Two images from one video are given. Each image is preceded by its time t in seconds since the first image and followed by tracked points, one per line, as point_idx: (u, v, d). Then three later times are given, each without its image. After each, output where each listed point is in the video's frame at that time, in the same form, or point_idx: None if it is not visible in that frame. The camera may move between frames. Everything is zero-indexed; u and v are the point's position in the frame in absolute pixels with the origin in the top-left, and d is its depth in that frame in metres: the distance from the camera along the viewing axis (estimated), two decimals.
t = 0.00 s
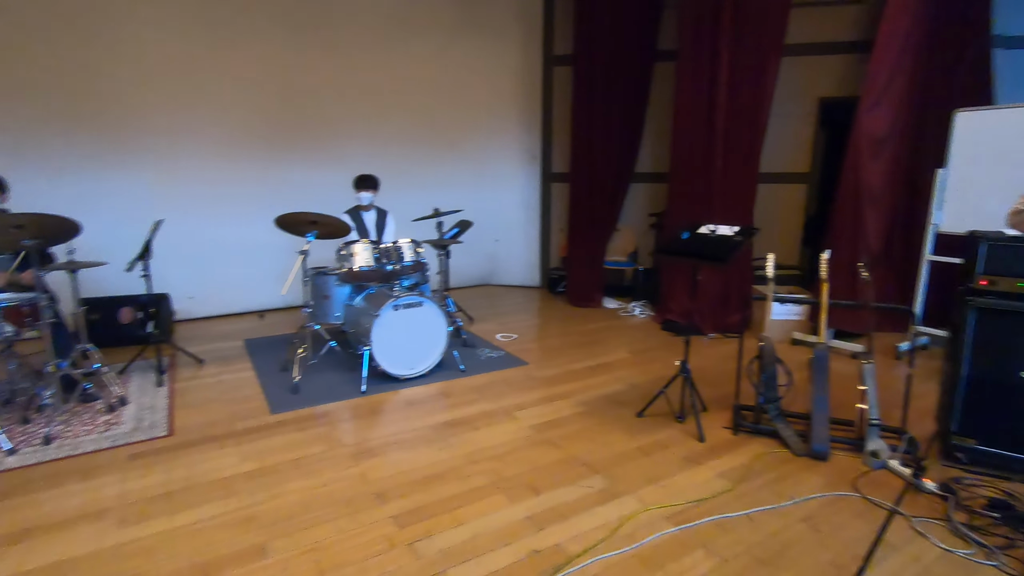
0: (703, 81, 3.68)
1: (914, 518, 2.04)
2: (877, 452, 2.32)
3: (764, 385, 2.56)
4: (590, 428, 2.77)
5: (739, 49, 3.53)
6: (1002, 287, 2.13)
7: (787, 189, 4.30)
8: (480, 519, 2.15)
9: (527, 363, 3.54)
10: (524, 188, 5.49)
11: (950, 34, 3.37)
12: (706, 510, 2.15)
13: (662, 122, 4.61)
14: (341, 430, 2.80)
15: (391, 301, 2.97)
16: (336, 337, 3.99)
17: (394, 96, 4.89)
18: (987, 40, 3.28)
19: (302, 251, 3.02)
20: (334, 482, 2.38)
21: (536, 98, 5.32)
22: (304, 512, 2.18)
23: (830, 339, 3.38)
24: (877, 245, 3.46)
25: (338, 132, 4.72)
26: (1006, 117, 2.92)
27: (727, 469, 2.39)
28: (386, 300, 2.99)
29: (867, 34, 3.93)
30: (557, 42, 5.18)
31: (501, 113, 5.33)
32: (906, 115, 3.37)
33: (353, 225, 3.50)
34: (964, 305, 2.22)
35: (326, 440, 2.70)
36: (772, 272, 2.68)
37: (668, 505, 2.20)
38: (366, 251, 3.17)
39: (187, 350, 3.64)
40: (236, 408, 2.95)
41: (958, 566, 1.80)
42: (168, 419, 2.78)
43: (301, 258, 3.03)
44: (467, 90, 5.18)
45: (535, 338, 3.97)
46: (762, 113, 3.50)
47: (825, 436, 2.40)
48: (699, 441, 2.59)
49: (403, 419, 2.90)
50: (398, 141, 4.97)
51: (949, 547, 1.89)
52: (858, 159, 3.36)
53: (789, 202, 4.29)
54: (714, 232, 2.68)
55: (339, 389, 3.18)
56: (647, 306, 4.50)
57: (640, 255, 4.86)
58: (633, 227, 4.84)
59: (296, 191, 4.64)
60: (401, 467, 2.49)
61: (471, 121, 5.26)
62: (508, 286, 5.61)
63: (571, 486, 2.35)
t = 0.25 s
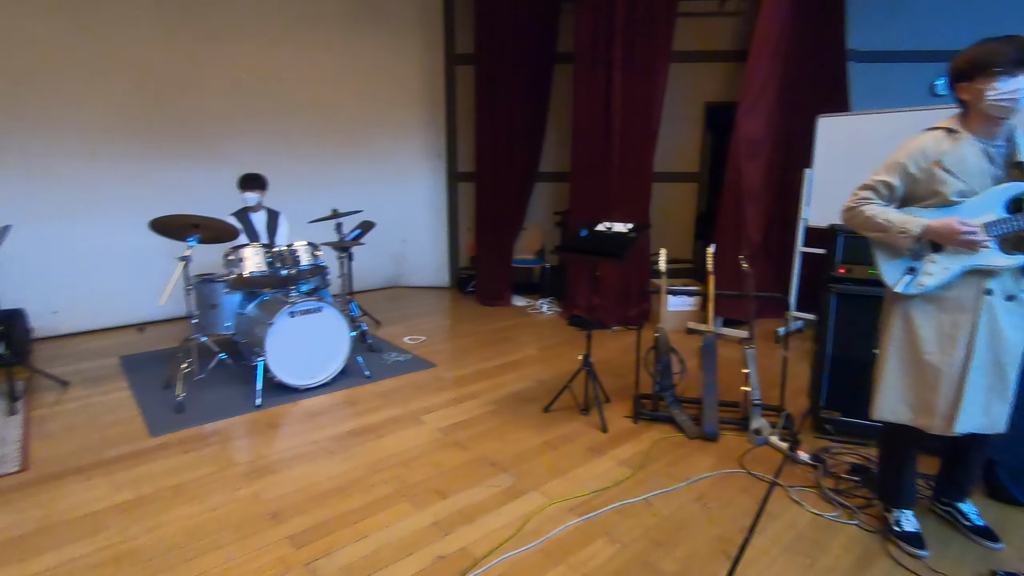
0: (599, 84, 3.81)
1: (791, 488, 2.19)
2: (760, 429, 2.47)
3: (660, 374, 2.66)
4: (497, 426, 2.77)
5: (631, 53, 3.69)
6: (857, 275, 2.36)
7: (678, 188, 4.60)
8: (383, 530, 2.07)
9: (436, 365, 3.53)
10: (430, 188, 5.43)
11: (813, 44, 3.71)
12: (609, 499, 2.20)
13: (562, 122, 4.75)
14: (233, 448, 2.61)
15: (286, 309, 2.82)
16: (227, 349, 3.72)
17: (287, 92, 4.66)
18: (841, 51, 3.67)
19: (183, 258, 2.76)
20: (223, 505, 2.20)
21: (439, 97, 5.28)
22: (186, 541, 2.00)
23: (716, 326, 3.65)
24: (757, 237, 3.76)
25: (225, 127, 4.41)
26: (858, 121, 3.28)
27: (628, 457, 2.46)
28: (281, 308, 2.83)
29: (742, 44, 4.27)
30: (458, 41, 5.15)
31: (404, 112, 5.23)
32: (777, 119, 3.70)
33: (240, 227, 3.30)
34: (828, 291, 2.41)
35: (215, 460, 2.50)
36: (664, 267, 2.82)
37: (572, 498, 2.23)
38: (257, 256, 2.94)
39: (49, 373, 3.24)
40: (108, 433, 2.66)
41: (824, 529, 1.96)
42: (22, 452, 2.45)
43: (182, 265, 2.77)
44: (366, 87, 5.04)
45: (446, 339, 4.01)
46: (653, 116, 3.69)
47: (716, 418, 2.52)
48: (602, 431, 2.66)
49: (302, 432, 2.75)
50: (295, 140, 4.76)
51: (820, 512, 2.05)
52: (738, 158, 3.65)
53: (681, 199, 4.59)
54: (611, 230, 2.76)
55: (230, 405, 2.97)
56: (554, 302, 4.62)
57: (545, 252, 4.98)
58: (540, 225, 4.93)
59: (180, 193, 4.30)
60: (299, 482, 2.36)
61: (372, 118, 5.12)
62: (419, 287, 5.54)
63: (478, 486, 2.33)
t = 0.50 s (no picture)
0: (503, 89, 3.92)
1: (688, 471, 2.21)
2: (661, 417, 2.50)
3: (567, 370, 2.68)
4: (404, 435, 2.70)
5: (533, 58, 3.81)
6: (741, 267, 2.52)
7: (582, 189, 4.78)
8: (278, 556, 1.93)
9: (344, 375, 3.41)
10: (332, 190, 5.22)
11: (698, 55, 4.04)
12: (516, 499, 2.15)
13: (468, 127, 4.92)
14: (105, 482, 2.34)
15: (168, 323, 2.58)
16: (100, 372, 3.36)
17: (170, 88, 4.34)
18: (724, 63, 4.01)
19: (37, 271, 2.47)
20: (90, 548, 1.96)
21: (341, 94, 5.07)
22: None
23: (620, 321, 3.86)
24: (656, 236, 4.01)
25: (95, 124, 4.03)
26: (740, 125, 3.52)
27: (537, 455, 2.43)
28: (162, 322, 2.59)
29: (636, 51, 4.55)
30: (358, 37, 4.97)
31: (302, 111, 5.01)
32: (672, 122, 3.93)
33: (110, 234, 3.12)
34: (716, 283, 2.53)
35: (83, 497, 2.23)
36: (568, 265, 2.86)
37: (479, 501, 2.16)
38: (130, 266, 2.67)
39: None
40: None
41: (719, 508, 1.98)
42: None
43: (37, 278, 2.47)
44: (258, 84, 4.78)
45: (360, 344, 3.93)
46: (555, 122, 3.86)
47: (620, 410, 2.55)
48: (512, 431, 2.62)
49: (189, 457, 2.53)
50: (182, 141, 4.44)
51: (714, 493, 2.07)
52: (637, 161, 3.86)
53: (588, 198, 4.77)
54: (514, 230, 2.78)
55: (104, 434, 2.67)
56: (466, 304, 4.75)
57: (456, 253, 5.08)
58: (448, 226, 5.06)
59: (45, 200, 3.87)
60: (184, 513, 2.16)
61: (269, 117, 4.88)
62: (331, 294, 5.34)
63: (383, 499, 2.23)
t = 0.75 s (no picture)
0: (424, 91, 3.93)
1: (615, 470, 2.22)
2: (588, 418, 2.52)
3: (495, 376, 2.64)
4: (326, 453, 2.54)
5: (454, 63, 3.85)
6: (659, 267, 2.58)
7: (508, 193, 4.79)
8: None
9: (260, 392, 3.19)
10: (246, 197, 4.92)
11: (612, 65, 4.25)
12: (443, 512, 2.05)
13: (391, 130, 4.81)
14: None
15: (50, 348, 2.32)
16: None
17: (54, 86, 3.96)
18: (641, 67, 4.13)
19: None
20: None
21: (251, 96, 4.79)
22: None
23: (548, 323, 3.96)
24: (581, 237, 4.10)
25: None
26: (655, 130, 3.65)
27: (465, 465, 2.35)
28: (43, 347, 2.32)
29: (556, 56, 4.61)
30: (268, 37, 4.73)
31: (209, 112, 4.69)
32: (591, 126, 4.07)
33: None
34: (636, 283, 2.60)
35: None
36: (493, 271, 2.79)
37: (403, 519, 2.04)
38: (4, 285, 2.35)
39: None
40: None
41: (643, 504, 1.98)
42: None
43: None
44: (156, 83, 4.41)
45: (279, 359, 3.69)
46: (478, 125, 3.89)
47: (548, 413, 2.52)
48: (440, 441, 2.54)
49: (76, 496, 2.25)
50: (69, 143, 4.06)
51: (639, 489, 2.08)
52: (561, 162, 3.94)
53: (513, 202, 4.80)
54: (434, 236, 2.68)
55: None
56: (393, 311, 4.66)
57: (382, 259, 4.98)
58: (372, 233, 4.91)
59: None
60: (68, 559, 1.90)
61: (171, 119, 4.53)
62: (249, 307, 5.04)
63: (302, 522, 2.07)
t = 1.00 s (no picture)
0: (369, 95, 3.84)
1: (571, 474, 2.18)
2: (544, 422, 2.47)
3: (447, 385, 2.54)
4: (270, 474, 2.38)
5: (398, 66, 3.81)
6: (609, 268, 2.56)
7: (458, 198, 4.74)
8: None
9: (199, 412, 2.99)
10: (183, 206, 4.66)
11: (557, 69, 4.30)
12: (395, 528, 1.93)
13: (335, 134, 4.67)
14: None
15: None
16: None
17: None
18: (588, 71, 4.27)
19: None
20: None
21: (185, 100, 4.56)
22: None
23: (503, 327, 3.95)
24: (534, 239, 4.13)
25: None
26: (602, 132, 3.69)
27: (418, 477, 2.24)
28: None
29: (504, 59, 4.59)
30: (202, 38, 4.51)
31: (139, 116, 4.41)
32: (539, 129, 4.08)
33: None
34: (587, 285, 2.59)
35: None
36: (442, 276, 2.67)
37: (352, 538, 1.90)
38: None
39: None
40: None
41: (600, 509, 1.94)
42: None
43: None
44: (75, 84, 4.09)
45: (222, 375, 3.49)
46: (426, 127, 3.84)
47: (503, 420, 2.45)
48: (393, 455, 2.43)
49: None
50: None
51: (595, 492, 2.05)
52: (511, 165, 3.92)
53: (464, 206, 4.76)
54: (382, 241, 2.60)
55: None
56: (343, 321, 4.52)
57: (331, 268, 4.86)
58: (320, 240, 4.78)
59: None
60: None
61: (97, 124, 4.24)
62: (191, 322, 4.78)
63: (243, 549, 1.91)
